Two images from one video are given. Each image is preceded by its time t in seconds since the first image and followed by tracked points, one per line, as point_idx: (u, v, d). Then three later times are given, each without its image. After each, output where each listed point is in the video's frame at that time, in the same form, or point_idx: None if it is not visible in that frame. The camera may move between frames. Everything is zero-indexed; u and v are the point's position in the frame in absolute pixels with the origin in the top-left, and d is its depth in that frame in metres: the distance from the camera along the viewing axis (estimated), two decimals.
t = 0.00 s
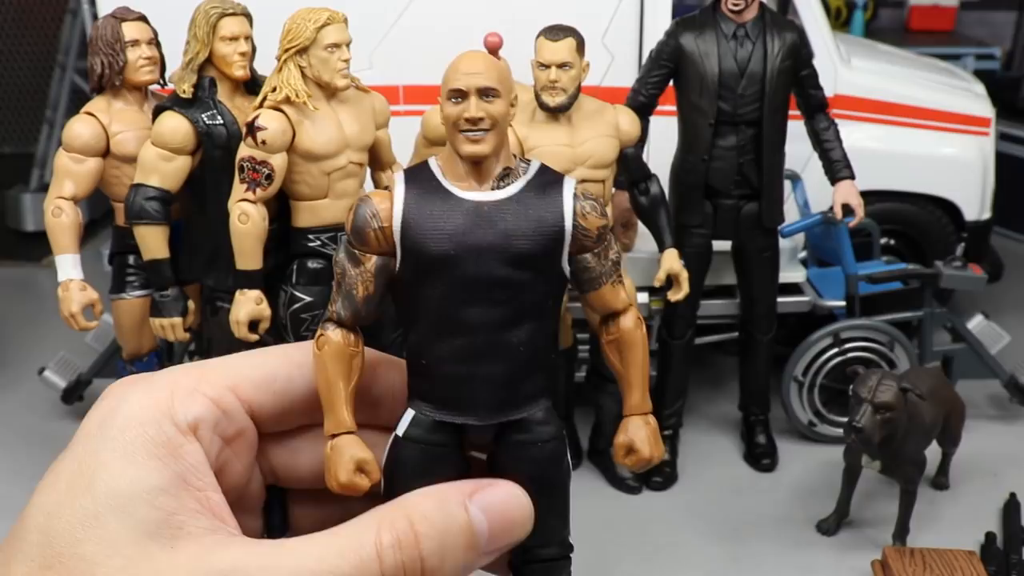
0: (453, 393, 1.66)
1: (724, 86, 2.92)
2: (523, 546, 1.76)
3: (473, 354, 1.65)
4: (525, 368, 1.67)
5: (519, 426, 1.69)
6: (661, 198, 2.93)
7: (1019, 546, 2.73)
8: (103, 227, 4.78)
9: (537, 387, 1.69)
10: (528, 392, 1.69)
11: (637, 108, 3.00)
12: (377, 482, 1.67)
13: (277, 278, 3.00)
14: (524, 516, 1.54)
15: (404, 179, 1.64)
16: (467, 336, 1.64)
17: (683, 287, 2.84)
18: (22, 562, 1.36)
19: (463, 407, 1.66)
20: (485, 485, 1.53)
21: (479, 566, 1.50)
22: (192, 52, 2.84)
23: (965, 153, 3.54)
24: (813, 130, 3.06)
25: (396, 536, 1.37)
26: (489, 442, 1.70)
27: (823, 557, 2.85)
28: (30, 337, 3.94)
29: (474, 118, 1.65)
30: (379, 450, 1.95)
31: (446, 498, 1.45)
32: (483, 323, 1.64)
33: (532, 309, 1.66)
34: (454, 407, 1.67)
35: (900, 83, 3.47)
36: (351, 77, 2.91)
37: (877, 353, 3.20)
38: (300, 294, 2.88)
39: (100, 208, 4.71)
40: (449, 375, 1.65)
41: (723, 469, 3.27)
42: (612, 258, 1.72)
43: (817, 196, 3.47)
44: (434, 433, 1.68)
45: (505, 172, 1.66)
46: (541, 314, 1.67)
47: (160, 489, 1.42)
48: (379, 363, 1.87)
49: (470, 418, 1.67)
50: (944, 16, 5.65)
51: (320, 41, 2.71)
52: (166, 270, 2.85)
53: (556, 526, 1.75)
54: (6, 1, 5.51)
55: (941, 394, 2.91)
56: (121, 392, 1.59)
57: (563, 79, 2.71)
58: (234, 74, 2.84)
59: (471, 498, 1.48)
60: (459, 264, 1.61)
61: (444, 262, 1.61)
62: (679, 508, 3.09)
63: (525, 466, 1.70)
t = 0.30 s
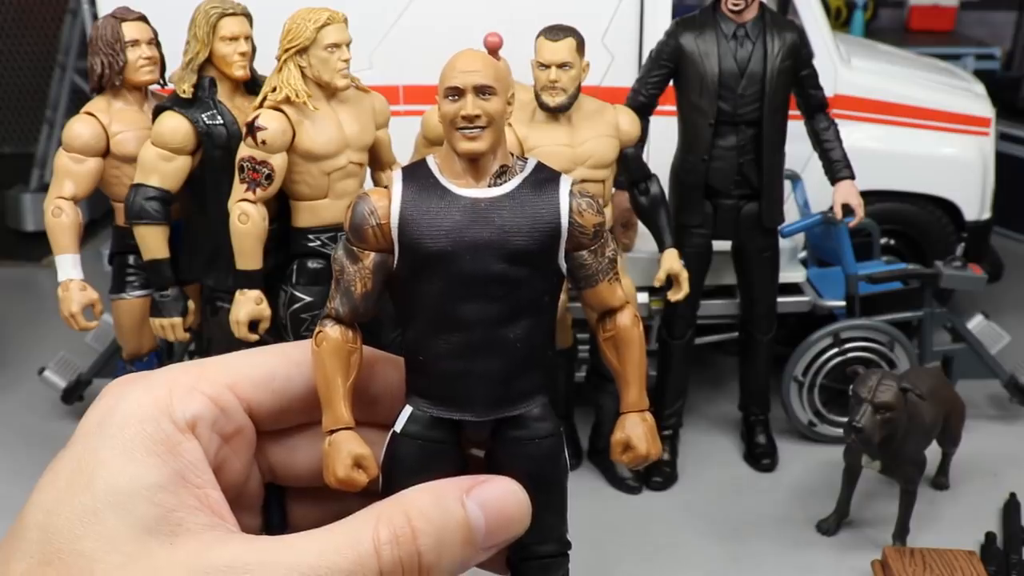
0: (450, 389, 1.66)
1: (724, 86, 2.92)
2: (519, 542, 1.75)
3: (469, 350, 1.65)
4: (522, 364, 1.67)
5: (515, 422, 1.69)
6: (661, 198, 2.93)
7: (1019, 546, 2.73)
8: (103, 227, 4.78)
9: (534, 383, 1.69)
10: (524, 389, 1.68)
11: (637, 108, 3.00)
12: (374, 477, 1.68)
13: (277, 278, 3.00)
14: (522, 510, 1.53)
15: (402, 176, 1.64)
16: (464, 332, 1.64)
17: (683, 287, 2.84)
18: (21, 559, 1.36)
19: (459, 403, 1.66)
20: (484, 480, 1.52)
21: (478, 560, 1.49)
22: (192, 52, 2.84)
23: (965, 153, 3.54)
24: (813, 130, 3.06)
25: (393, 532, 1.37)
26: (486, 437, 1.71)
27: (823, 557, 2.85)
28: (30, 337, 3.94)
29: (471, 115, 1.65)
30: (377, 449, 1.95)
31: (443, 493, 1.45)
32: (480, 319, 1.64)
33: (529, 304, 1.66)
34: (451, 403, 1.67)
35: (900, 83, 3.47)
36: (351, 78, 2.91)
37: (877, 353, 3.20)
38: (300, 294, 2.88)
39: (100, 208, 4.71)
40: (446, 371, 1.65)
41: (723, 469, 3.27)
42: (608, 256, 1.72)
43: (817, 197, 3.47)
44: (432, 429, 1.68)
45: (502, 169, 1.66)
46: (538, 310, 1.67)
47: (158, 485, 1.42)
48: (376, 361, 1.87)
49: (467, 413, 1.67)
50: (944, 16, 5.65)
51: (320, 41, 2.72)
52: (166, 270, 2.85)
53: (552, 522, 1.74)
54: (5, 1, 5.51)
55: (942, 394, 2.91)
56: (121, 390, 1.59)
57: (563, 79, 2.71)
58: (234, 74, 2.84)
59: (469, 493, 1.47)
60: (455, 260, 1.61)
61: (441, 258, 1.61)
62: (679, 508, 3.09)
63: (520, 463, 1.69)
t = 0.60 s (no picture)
0: (447, 385, 1.66)
1: (724, 86, 2.92)
2: (516, 539, 1.75)
3: (465, 345, 1.64)
4: (518, 360, 1.67)
5: (513, 419, 1.69)
6: (661, 198, 2.93)
7: (1019, 546, 2.73)
8: (103, 227, 4.78)
9: (531, 378, 1.69)
10: (520, 384, 1.68)
11: (637, 108, 3.00)
12: (372, 473, 1.68)
13: (277, 278, 3.00)
14: (519, 506, 1.53)
15: (399, 174, 1.64)
16: (460, 328, 1.64)
17: (683, 287, 2.84)
18: (19, 556, 1.36)
19: (455, 398, 1.66)
20: (480, 475, 1.51)
21: (475, 556, 1.49)
22: (192, 52, 2.84)
23: (964, 153, 3.54)
24: (813, 130, 3.06)
25: (389, 527, 1.37)
26: (483, 434, 1.71)
27: (823, 557, 2.85)
28: (30, 337, 3.94)
29: (466, 112, 1.65)
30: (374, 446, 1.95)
31: (440, 488, 1.44)
32: (475, 315, 1.64)
33: (524, 300, 1.66)
34: (447, 399, 1.67)
35: (899, 83, 3.47)
36: (351, 78, 2.91)
37: (876, 353, 3.20)
38: (300, 294, 2.88)
39: (100, 208, 4.72)
40: (443, 367, 1.65)
41: (723, 469, 3.27)
42: (604, 252, 1.72)
43: (817, 196, 3.47)
44: (429, 425, 1.68)
45: (497, 166, 1.66)
46: (534, 306, 1.67)
47: (156, 483, 1.42)
48: (373, 358, 1.87)
49: (463, 409, 1.67)
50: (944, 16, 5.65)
51: (320, 41, 2.72)
52: (166, 270, 2.85)
53: (549, 518, 1.74)
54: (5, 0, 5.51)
55: (941, 393, 2.91)
56: (120, 388, 1.59)
57: (563, 79, 2.71)
58: (234, 74, 2.84)
59: (466, 488, 1.47)
60: (451, 256, 1.61)
61: (436, 255, 1.61)
62: (678, 507, 3.09)
63: (519, 462, 1.69)
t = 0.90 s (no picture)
0: (441, 381, 1.66)
1: (724, 86, 2.92)
2: (510, 533, 1.74)
3: (459, 342, 1.64)
4: (513, 357, 1.67)
5: (506, 414, 1.68)
6: (661, 198, 2.93)
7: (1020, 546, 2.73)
8: (103, 227, 4.78)
9: (525, 373, 1.69)
10: (514, 380, 1.68)
11: (637, 108, 3.00)
12: (366, 468, 1.68)
13: (277, 277, 3.00)
14: (513, 497, 1.52)
15: (393, 172, 1.64)
16: (455, 325, 1.64)
17: (683, 287, 2.84)
18: (16, 554, 1.36)
19: (450, 395, 1.66)
20: (473, 468, 1.51)
21: (469, 548, 1.49)
22: (192, 52, 2.84)
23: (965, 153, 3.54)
24: (813, 130, 3.06)
25: (383, 520, 1.37)
26: (478, 430, 1.70)
27: (823, 557, 2.85)
28: (30, 337, 3.94)
29: (459, 110, 1.65)
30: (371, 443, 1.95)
31: (433, 481, 1.44)
32: (470, 312, 1.64)
33: (519, 297, 1.65)
34: (442, 395, 1.66)
35: (899, 83, 3.47)
36: (351, 78, 2.92)
37: (876, 353, 3.20)
38: (300, 294, 2.88)
39: (99, 208, 4.71)
40: (437, 364, 1.65)
41: (723, 469, 3.27)
42: (598, 249, 1.72)
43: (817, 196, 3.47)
44: (424, 420, 1.68)
45: (491, 164, 1.66)
46: (529, 302, 1.67)
47: (151, 480, 1.42)
48: (368, 354, 1.87)
49: (457, 404, 1.66)
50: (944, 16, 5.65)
51: (320, 41, 2.72)
52: (165, 270, 2.85)
53: (543, 514, 1.74)
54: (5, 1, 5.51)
55: (939, 392, 2.91)
56: (116, 386, 1.59)
57: (563, 79, 2.71)
58: (234, 74, 2.85)
59: (458, 480, 1.47)
60: (445, 253, 1.61)
61: (429, 252, 1.61)
62: (677, 507, 3.09)
63: (511, 453, 1.69)
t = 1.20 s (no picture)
0: (447, 385, 1.66)
1: (724, 86, 2.92)
2: (515, 539, 1.75)
3: (466, 346, 1.64)
4: (519, 362, 1.67)
5: (513, 420, 1.69)
6: (661, 198, 2.94)
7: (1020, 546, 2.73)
8: (103, 227, 4.78)
9: (531, 379, 1.69)
10: (521, 385, 1.68)
11: (637, 108, 3.00)
12: (370, 473, 1.68)
13: (277, 278, 3.00)
14: (518, 503, 1.51)
15: (399, 174, 1.64)
16: (461, 329, 1.64)
17: (683, 287, 2.85)
18: (19, 556, 1.36)
19: (456, 400, 1.66)
20: (477, 473, 1.50)
21: (474, 553, 1.48)
22: (192, 53, 2.85)
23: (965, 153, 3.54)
24: (813, 130, 3.06)
25: (387, 526, 1.37)
26: (483, 436, 1.71)
27: (823, 557, 2.85)
28: (30, 337, 3.94)
29: (468, 114, 1.65)
30: (374, 446, 1.95)
31: (437, 486, 1.43)
32: (476, 316, 1.64)
33: (525, 302, 1.66)
34: (447, 400, 1.66)
35: (899, 83, 3.47)
36: (351, 78, 2.92)
37: (876, 353, 3.20)
38: (300, 294, 2.88)
39: (99, 208, 4.71)
40: (443, 368, 1.65)
41: (723, 469, 3.27)
42: (606, 253, 1.72)
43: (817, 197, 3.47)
44: (429, 425, 1.68)
45: (499, 167, 1.66)
46: (535, 307, 1.67)
47: (155, 483, 1.42)
48: (373, 356, 1.87)
49: (463, 410, 1.66)
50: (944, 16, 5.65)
51: (320, 41, 2.72)
52: (165, 269, 2.85)
53: (548, 517, 1.74)
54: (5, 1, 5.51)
55: (940, 393, 2.91)
56: (119, 388, 1.59)
57: (563, 79, 2.71)
58: (234, 74, 2.85)
59: (463, 486, 1.45)
60: (452, 257, 1.61)
61: (437, 256, 1.61)
62: (678, 507, 3.09)
63: (516, 459, 1.69)
